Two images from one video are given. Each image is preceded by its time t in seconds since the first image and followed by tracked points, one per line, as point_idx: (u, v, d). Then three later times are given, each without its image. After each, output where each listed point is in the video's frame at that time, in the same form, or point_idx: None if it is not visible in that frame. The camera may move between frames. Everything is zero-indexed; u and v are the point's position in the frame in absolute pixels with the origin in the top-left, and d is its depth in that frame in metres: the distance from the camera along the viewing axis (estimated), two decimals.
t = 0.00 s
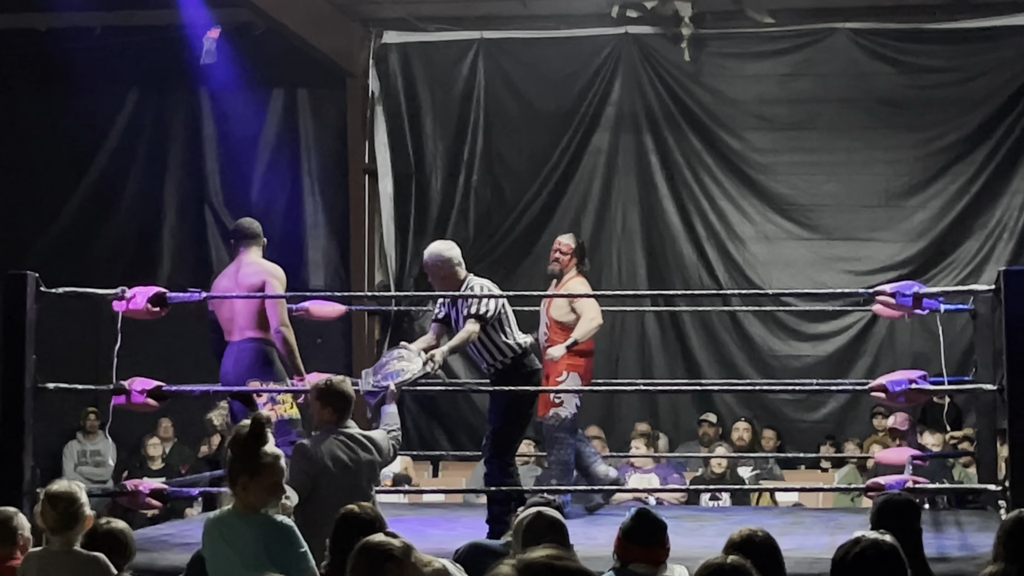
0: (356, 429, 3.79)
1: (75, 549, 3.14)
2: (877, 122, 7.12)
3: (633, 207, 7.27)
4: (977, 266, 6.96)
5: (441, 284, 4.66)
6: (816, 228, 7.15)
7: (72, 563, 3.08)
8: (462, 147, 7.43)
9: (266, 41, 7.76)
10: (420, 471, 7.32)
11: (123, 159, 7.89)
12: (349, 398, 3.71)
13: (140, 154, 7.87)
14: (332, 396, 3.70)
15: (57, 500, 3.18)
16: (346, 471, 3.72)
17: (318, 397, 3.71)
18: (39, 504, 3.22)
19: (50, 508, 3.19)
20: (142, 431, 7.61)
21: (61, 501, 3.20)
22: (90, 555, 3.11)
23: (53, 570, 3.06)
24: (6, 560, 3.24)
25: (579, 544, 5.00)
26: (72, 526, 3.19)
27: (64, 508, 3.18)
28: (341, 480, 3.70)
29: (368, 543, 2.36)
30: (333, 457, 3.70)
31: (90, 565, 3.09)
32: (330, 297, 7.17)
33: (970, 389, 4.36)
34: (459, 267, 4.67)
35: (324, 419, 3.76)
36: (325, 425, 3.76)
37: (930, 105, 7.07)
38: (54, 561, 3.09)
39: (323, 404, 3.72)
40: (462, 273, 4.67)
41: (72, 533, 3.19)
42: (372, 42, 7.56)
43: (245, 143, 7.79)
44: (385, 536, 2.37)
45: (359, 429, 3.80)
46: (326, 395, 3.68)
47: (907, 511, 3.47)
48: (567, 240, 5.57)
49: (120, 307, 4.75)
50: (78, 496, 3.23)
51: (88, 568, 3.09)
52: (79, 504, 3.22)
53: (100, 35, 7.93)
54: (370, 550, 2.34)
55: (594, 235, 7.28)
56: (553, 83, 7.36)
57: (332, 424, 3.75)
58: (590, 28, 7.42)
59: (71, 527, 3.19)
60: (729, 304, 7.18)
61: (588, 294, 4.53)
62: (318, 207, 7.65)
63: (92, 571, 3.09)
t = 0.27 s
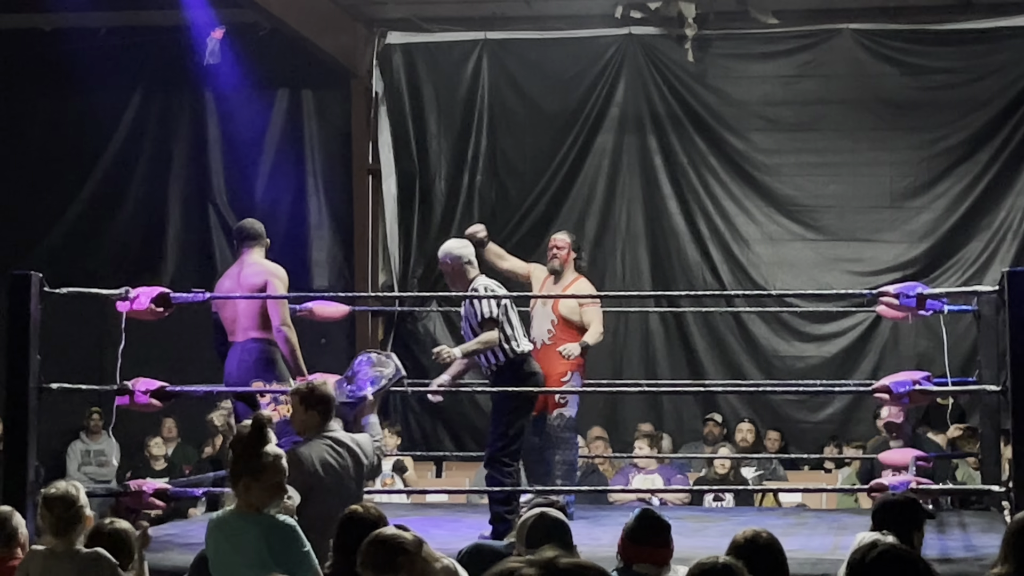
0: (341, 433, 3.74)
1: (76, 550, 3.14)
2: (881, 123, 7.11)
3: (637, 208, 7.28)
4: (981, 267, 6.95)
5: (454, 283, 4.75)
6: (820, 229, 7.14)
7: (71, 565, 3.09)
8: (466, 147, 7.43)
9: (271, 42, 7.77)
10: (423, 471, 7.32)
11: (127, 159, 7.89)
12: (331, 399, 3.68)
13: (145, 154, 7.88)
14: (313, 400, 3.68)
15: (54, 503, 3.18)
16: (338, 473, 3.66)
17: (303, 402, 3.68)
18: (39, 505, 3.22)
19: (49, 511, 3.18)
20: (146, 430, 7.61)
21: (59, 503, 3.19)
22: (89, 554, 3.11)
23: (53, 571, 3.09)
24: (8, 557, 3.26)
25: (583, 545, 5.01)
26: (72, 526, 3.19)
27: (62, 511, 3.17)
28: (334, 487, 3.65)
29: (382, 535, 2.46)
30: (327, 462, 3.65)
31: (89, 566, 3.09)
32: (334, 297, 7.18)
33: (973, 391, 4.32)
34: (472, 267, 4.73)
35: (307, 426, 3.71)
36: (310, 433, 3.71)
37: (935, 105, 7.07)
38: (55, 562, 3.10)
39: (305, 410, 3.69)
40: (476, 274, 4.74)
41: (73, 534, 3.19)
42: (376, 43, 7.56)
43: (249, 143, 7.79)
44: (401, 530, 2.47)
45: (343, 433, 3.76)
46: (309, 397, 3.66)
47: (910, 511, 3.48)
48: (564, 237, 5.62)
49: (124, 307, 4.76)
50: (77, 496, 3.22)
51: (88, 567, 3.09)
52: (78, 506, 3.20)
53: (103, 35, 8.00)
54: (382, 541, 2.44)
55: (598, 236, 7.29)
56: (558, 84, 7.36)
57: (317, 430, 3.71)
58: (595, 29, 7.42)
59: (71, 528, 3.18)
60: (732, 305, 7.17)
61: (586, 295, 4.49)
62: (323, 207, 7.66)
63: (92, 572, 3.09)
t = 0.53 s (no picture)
0: (317, 436, 3.72)
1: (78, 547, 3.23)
2: (883, 124, 7.11)
3: (639, 209, 7.28)
4: (984, 268, 6.94)
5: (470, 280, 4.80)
6: (821, 230, 7.14)
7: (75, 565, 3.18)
8: (468, 148, 7.43)
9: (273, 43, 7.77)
10: (426, 472, 7.33)
11: (129, 161, 7.89)
12: (307, 400, 3.65)
13: (146, 155, 7.88)
14: (290, 400, 3.63)
15: (51, 507, 3.21)
16: (320, 475, 3.63)
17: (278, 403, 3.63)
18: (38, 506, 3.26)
19: (47, 514, 3.23)
20: (148, 432, 7.62)
21: (57, 506, 3.22)
22: (92, 553, 3.20)
23: (58, 571, 3.19)
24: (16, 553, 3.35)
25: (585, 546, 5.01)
26: (73, 528, 3.24)
27: (59, 515, 3.22)
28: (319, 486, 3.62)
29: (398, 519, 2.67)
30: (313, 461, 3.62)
31: (93, 564, 3.20)
32: (337, 298, 7.18)
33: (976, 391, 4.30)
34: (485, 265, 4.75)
35: (283, 428, 3.66)
36: (285, 434, 3.67)
37: (936, 107, 7.07)
38: (60, 561, 3.21)
39: (281, 411, 3.64)
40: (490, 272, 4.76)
41: (74, 535, 3.24)
42: (378, 44, 7.56)
43: (251, 144, 7.79)
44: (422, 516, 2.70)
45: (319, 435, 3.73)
46: (291, 395, 3.63)
47: (913, 513, 3.49)
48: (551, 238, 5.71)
49: (126, 309, 4.76)
50: (73, 498, 3.24)
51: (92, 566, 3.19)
52: (78, 508, 3.25)
53: (105, 36, 7.90)
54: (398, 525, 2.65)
55: (600, 238, 7.29)
56: (560, 85, 7.36)
57: (294, 431, 3.68)
58: (597, 30, 7.42)
59: (71, 529, 3.24)
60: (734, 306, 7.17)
61: (576, 294, 4.46)
62: (325, 208, 7.66)
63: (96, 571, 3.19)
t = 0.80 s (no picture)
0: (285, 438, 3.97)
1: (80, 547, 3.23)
2: (885, 125, 7.11)
3: (640, 210, 7.28)
4: (985, 269, 6.94)
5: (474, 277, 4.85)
6: (823, 231, 7.14)
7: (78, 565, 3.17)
8: (468, 149, 7.43)
9: (274, 44, 7.76)
10: (427, 474, 7.33)
11: (130, 162, 7.89)
12: (282, 403, 3.88)
13: (147, 156, 7.88)
14: (265, 402, 3.87)
15: (51, 510, 3.22)
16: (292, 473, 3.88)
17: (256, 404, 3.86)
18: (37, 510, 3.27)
19: (47, 518, 3.23)
20: (149, 433, 7.62)
21: (56, 509, 3.23)
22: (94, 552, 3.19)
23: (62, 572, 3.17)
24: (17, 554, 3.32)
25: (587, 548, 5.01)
26: (73, 529, 3.24)
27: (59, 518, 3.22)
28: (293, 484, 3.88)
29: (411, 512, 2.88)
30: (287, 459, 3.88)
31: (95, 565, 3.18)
32: (338, 299, 7.18)
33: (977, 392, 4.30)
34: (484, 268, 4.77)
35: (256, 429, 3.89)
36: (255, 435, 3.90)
37: (938, 108, 7.07)
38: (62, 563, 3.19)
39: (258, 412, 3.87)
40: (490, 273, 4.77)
41: (75, 537, 3.24)
42: (379, 45, 7.56)
43: (252, 146, 7.79)
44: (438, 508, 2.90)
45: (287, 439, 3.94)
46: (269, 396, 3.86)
47: (916, 514, 3.48)
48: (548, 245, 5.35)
49: (128, 310, 4.75)
50: (72, 499, 3.25)
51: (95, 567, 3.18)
52: (79, 510, 3.26)
53: (106, 38, 7.98)
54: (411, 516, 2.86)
55: (601, 239, 7.28)
56: (561, 86, 7.36)
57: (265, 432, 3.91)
58: (598, 31, 7.42)
59: (72, 531, 3.24)
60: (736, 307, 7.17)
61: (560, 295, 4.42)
62: (326, 210, 7.66)
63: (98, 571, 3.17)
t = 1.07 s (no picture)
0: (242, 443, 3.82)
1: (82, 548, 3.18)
2: (884, 127, 7.12)
3: (640, 212, 7.27)
4: (985, 270, 6.94)
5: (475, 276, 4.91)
6: (823, 233, 7.14)
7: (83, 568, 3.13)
8: (469, 151, 7.43)
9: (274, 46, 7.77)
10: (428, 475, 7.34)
11: (130, 164, 7.89)
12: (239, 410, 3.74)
13: (147, 158, 7.88)
14: (223, 411, 3.73)
15: (55, 510, 3.16)
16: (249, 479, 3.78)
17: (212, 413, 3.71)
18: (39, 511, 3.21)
19: (50, 519, 3.17)
20: (150, 435, 7.63)
21: (59, 510, 3.17)
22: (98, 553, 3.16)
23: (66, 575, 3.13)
24: (14, 557, 3.23)
25: (586, 549, 5.01)
26: (76, 531, 3.19)
27: (63, 519, 3.16)
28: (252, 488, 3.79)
29: (420, 506, 2.96)
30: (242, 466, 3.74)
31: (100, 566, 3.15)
32: (339, 301, 7.18)
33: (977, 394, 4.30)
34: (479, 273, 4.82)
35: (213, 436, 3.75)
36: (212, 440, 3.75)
37: (938, 109, 7.07)
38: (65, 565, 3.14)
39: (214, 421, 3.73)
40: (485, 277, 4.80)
41: (77, 539, 3.19)
42: (379, 47, 7.56)
43: (252, 148, 7.79)
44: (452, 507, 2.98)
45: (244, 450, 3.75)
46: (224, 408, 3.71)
47: (915, 515, 3.48)
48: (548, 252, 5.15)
49: (128, 312, 4.75)
50: (76, 501, 3.19)
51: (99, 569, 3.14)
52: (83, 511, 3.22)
53: (105, 39, 7.81)
54: (421, 510, 2.94)
55: (601, 241, 7.28)
56: (562, 88, 7.36)
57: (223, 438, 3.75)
58: (598, 33, 7.41)
59: (75, 533, 3.19)
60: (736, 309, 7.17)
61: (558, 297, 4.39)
62: (326, 211, 7.66)
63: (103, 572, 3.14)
